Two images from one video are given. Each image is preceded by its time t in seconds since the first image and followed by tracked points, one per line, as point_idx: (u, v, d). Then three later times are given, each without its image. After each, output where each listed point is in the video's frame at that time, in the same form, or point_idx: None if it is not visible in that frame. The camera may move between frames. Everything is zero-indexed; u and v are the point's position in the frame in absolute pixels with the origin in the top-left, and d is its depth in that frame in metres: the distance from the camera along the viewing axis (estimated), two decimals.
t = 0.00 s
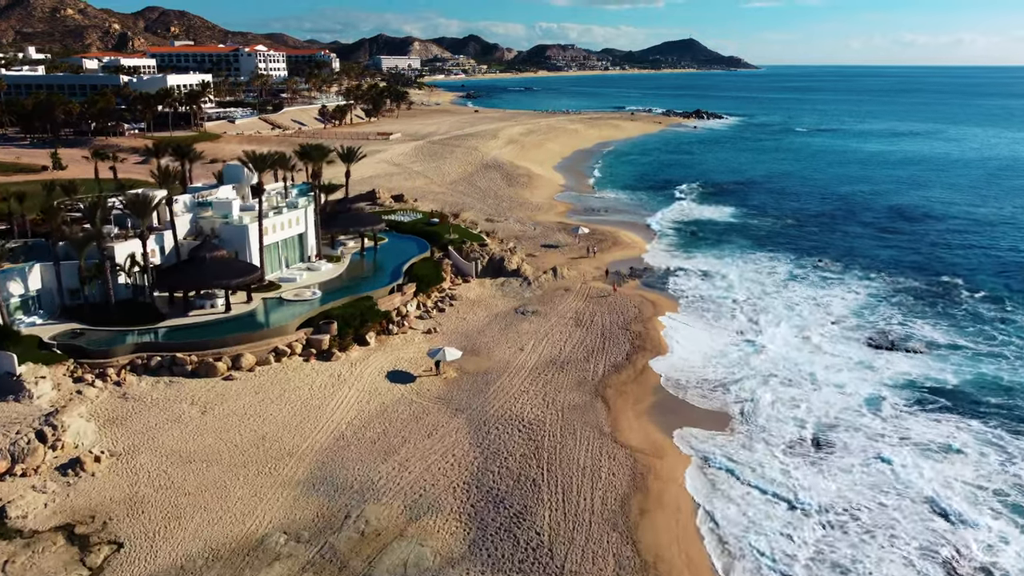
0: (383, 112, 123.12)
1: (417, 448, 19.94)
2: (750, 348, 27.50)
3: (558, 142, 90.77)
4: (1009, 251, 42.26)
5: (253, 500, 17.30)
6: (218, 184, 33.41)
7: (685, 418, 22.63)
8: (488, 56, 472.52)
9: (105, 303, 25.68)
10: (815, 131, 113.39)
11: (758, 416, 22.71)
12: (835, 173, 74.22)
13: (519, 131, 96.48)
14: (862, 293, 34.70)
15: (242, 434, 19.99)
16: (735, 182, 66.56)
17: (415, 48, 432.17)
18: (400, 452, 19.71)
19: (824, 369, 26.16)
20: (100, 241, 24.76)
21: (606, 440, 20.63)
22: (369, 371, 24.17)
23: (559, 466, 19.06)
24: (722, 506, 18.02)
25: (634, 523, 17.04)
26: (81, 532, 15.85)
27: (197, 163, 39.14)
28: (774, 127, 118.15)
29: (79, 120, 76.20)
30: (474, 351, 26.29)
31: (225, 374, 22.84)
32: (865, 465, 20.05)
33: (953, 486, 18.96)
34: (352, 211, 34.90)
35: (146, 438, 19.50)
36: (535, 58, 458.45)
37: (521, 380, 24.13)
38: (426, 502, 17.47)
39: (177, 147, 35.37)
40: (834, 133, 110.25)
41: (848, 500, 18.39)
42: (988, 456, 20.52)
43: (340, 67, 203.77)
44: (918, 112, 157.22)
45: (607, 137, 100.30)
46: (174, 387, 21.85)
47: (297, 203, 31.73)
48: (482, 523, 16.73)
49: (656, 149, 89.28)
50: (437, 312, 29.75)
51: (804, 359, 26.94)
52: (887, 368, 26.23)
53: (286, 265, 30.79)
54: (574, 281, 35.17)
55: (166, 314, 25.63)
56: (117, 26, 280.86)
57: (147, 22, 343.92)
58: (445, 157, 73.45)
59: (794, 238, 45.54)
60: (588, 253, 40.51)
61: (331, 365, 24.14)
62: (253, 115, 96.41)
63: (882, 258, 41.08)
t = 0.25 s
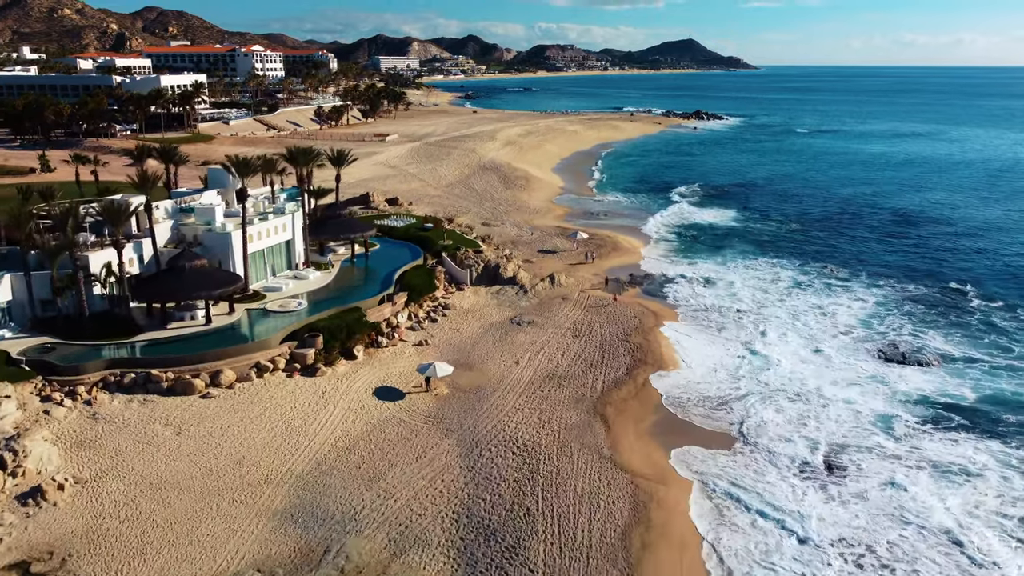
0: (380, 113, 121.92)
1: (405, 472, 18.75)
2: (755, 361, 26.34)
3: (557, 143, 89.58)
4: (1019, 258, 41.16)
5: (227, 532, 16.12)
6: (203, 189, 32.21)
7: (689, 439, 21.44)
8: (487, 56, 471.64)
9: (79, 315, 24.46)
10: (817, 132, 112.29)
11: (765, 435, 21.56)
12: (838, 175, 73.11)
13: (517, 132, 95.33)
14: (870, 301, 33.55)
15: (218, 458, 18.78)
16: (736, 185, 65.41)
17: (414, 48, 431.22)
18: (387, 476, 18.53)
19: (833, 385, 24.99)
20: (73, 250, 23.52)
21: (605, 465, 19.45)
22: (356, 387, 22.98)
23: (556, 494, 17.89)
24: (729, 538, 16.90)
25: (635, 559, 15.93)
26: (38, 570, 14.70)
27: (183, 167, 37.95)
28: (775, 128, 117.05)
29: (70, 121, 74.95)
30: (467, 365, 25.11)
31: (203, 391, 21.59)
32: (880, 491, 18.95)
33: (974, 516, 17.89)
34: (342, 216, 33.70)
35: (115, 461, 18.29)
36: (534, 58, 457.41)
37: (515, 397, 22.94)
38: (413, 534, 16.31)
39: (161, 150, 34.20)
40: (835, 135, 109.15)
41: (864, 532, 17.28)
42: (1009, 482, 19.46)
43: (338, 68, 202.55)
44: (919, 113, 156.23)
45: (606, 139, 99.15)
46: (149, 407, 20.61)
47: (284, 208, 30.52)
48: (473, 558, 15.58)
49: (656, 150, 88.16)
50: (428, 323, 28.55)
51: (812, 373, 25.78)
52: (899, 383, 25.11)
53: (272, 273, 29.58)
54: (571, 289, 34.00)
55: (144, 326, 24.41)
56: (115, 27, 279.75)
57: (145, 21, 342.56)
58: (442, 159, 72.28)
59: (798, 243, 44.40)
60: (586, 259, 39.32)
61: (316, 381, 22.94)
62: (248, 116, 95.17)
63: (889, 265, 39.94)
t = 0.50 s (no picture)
0: (377, 114, 120.73)
1: (390, 499, 17.57)
2: (760, 375, 25.19)
3: (555, 144, 88.38)
4: None
5: (196, 570, 14.94)
6: (186, 194, 31.01)
7: (693, 461, 20.26)
8: (486, 57, 470.52)
9: (51, 328, 23.27)
10: (818, 133, 111.09)
11: (773, 458, 20.41)
12: (841, 178, 71.91)
13: (515, 133, 94.13)
14: (879, 310, 32.40)
15: (190, 484, 17.58)
16: (738, 187, 64.25)
17: (412, 48, 430.07)
18: (371, 504, 17.36)
19: (844, 400, 23.84)
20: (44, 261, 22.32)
21: (604, 491, 18.28)
22: (342, 405, 21.79)
23: (552, 524, 16.73)
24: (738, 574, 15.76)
25: None
26: None
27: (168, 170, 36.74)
28: (776, 129, 115.90)
29: (60, 122, 73.70)
30: (460, 380, 23.92)
31: (179, 411, 20.38)
32: (897, 520, 17.82)
33: (999, 549, 16.78)
34: (332, 222, 32.49)
35: (79, 489, 17.11)
36: (533, 58, 456.13)
37: (509, 416, 21.76)
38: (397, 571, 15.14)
39: (144, 154, 33.02)
40: (837, 135, 107.99)
41: (882, 568, 16.15)
42: None
43: (335, 68, 201.32)
44: (921, 113, 155.11)
45: (605, 139, 97.99)
46: (119, 428, 19.41)
47: (270, 214, 29.31)
48: None
49: (656, 151, 86.97)
50: (420, 335, 27.34)
51: (822, 387, 24.62)
52: (913, 398, 23.96)
53: (257, 282, 28.37)
54: (569, 297, 32.82)
55: (119, 340, 23.20)
56: (112, 26, 278.41)
57: (143, 21, 341.24)
58: (438, 161, 71.08)
59: (803, 248, 43.22)
60: (584, 266, 38.12)
61: (299, 399, 21.73)
62: (242, 116, 93.92)
63: (897, 271, 38.76)
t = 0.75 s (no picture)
0: (374, 114, 119.55)
1: (374, 531, 16.36)
2: (768, 390, 24.03)
3: (554, 145, 87.16)
4: None
5: None
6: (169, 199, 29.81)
7: (697, 485, 19.07)
8: (485, 57, 469.38)
9: (21, 343, 22.08)
10: (820, 133, 109.93)
11: (783, 482, 19.23)
12: (844, 180, 70.74)
13: (514, 133, 92.91)
14: (888, 319, 31.24)
15: (160, 515, 16.38)
16: (740, 189, 63.07)
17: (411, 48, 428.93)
18: (353, 537, 16.17)
19: (856, 417, 22.66)
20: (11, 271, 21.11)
21: (604, 522, 17.09)
22: (326, 425, 20.58)
23: (547, 560, 15.55)
24: None
25: None
26: None
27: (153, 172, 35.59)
28: (777, 129, 114.73)
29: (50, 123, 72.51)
30: (451, 397, 22.71)
31: (151, 432, 19.21)
32: (917, 554, 16.67)
33: None
34: (321, 227, 31.28)
35: (39, 522, 15.91)
36: (532, 58, 454.97)
37: (503, 437, 20.55)
38: None
39: (126, 157, 31.85)
40: (839, 136, 106.82)
41: None
42: None
43: (333, 67, 200.13)
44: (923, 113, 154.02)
45: (605, 140, 96.84)
46: (86, 451, 18.20)
47: (254, 221, 28.11)
48: None
49: (657, 152, 85.82)
50: (411, 347, 26.14)
51: (832, 402, 23.46)
52: (929, 415, 22.77)
53: (241, 292, 27.17)
54: (567, 305, 31.63)
55: (92, 355, 21.99)
56: (110, 25, 277.22)
57: (142, 20, 339.68)
58: (435, 162, 69.89)
59: (808, 252, 42.01)
60: (583, 272, 36.92)
61: (280, 419, 20.52)
62: (237, 117, 92.74)
63: (906, 278, 37.57)
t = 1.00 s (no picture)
0: (372, 114, 118.30)
1: (354, 568, 15.16)
2: (775, 405, 22.87)
3: (553, 146, 85.91)
4: None
5: None
6: (150, 205, 28.62)
7: (703, 513, 17.86)
8: (484, 57, 468.10)
9: None
10: (822, 134, 108.72)
11: (793, 508, 18.04)
12: (848, 181, 69.54)
13: (512, 134, 91.69)
14: (900, 328, 30.05)
15: (123, 550, 15.18)
16: (743, 191, 61.89)
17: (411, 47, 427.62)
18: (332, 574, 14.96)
19: (870, 435, 21.46)
20: None
21: (603, 557, 15.90)
22: (308, 446, 19.38)
23: None
24: None
25: None
26: None
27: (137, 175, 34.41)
28: (778, 130, 113.53)
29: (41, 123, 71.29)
30: (443, 416, 21.51)
31: (120, 456, 18.00)
32: None
33: None
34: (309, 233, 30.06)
35: None
36: (532, 57, 453.69)
37: (497, 460, 19.34)
38: None
39: (107, 160, 30.66)
40: (841, 137, 105.62)
41: None
42: None
43: (331, 67, 198.85)
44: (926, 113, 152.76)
45: (605, 140, 95.63)
46: (50, 478, 17.00)
47: (238, 227, 26.92)
48: None
49: (658, 153, 84.65)
50: (401, 360, 24.95)
51: (844, 420, 22.28)
52: (947, 433, 21.58)
53: (224, 302, 25.96)
54: (566, 314, 30.45)
55: (62, 372, 20.79)
56: (108, 25, 275.97)
57: (140, 20, 338.19)
58: (432, 163, 68.69)
59: (814, 258, 40.82)
60: (581, 279, 35.74)
61: (260, 441, 19.31)
62: (232, 117, 91.51)
63: (916, 284, 36.39)
